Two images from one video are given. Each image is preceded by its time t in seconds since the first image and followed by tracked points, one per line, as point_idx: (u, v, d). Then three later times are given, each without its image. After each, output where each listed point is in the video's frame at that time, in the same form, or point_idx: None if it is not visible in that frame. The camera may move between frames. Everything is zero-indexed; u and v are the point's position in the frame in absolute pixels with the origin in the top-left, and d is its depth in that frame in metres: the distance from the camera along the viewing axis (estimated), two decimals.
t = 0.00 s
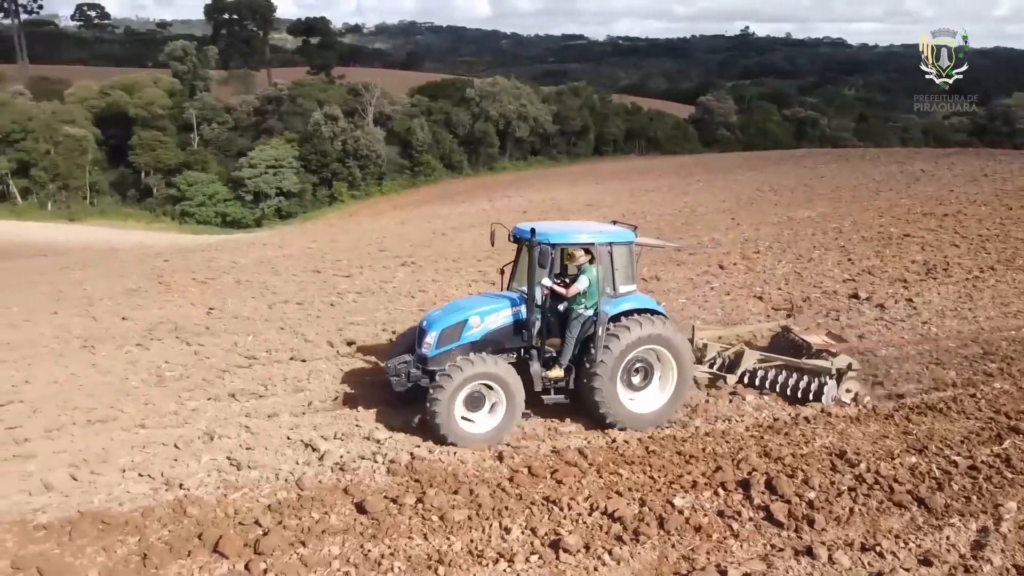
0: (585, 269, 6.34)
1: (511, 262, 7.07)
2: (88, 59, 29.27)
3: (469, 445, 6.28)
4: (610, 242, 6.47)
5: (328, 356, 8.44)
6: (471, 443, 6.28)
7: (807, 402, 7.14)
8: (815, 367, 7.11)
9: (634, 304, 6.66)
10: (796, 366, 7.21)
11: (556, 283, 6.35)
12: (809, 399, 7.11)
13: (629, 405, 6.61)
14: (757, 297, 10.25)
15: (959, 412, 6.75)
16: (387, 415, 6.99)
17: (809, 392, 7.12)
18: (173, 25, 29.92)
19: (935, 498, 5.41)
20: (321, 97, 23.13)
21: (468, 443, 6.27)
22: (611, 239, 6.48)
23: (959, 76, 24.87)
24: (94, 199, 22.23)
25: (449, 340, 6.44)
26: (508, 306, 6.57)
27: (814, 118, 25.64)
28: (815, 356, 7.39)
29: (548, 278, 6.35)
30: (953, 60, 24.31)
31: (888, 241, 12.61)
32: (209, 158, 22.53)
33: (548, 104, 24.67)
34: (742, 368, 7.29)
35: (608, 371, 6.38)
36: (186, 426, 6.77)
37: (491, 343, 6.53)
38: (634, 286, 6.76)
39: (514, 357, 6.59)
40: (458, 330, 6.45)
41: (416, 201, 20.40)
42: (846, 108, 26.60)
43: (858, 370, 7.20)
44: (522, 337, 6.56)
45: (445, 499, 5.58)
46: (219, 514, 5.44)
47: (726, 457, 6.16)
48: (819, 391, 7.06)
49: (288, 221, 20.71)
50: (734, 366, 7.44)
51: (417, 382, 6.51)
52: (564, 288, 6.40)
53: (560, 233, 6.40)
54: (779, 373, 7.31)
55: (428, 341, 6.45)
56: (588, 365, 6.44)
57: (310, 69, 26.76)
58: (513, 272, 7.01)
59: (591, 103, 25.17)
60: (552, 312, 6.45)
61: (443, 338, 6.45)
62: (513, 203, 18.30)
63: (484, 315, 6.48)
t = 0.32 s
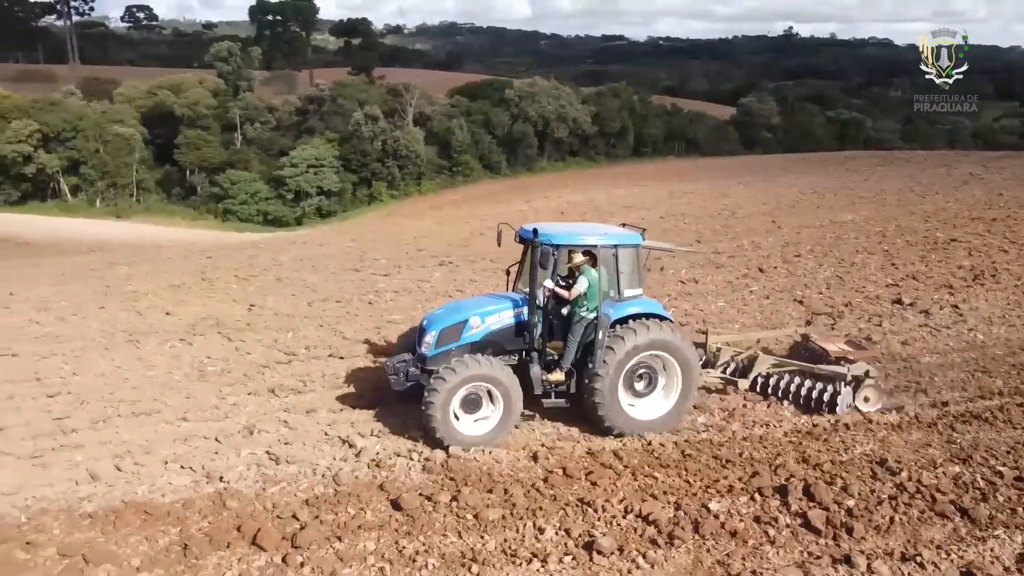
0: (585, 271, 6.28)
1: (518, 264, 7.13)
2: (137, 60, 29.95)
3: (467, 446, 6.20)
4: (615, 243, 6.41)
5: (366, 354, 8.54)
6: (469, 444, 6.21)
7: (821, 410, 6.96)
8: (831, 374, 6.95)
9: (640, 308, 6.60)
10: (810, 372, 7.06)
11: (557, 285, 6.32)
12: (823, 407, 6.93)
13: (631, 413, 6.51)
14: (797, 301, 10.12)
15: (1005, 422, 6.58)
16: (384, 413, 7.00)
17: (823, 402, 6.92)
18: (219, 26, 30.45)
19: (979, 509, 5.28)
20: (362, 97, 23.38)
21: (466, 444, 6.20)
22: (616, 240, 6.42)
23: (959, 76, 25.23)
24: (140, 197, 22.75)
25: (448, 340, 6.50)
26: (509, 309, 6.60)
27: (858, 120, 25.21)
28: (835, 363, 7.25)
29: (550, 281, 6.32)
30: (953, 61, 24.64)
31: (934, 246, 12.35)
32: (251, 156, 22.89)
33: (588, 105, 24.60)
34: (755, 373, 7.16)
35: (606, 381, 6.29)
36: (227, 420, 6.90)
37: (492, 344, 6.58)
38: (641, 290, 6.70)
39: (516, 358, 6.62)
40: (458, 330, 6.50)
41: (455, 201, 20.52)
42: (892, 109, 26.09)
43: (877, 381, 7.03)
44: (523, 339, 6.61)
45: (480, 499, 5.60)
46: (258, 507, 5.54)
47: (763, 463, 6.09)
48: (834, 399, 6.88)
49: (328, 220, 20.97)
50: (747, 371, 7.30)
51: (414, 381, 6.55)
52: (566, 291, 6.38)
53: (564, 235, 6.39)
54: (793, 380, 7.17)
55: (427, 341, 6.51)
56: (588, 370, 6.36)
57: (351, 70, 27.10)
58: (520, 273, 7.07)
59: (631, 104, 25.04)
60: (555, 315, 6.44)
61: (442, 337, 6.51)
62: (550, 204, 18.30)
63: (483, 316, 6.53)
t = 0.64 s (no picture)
0: (584, 272, 6.20)
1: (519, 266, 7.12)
2: (182, 60, 30.58)
3: (472, 450, 6.23)
4: (615, 244, 6.33)
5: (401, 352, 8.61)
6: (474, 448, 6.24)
7: (832, 420, 6.85)
8: (843, 384, 6.85)
9: (641, 310, 6.55)
10: (822, 382, 6.95)
11: (557, 287, 6.25)
12: (834, 418, 6.82)
13: (634, 419, 6.47)
14: (838, 306, 9.96)
15: None
16: (383, 415, 7.02)
17: (833, 412, 6.82)
18: (263, 27, 30.91)
19: None
20: (402, 97, 23.55)
21: (470, 448, 6.22)
22: (616, 242, 6.34)
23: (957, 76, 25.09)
24: (184, 194, 23.19)
25: (446, 342, 6.51)
26: (507, 312, 6.61)
27: (904, 122, 24.73)
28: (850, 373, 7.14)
29: (549, 283, 6.26)
30: (953, 61, 24.59)
31: (981, 251, 12.07)
32: (292, 156, 23.17)
33: (627, 106, 24.48)
34: (765, 382, 7.06)
35: (604, 390, 6.27)
36: (266, 415, 7.03)
37: (490, 346, 6.61)
38: (643, 293, 6.65)
39: (515, 361, 6.63)
40: (455, 332, 6.51)
41: (493, 201, 20.59)
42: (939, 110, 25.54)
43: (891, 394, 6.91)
44: (522, 342, 6.61)
45: (514, 498, 5.62)
46: (296, 501, 5.62)
47: (801, 469, 6.01)
48: (845, 409, 6.77)
49: (367, 219, 21.18)
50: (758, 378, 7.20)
51: (413, 382, 6.57)
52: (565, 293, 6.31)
53: (564, 236, 6.31)
54: (805, 390, 7.06)
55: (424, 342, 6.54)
56: (587, 374, 6.34)
57: (392, 70, 27.35)
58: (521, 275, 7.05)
59: (671, 105, 24.87)
60: (554, 317, 6.37)
61: (440, 339, 6.52)
62: (587, 205, 18.27)
63: (481, 318, 6.53)
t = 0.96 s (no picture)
0: (580, 272, 6.16)
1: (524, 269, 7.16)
2: (229, 61, 31.17)
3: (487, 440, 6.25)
4: (614, 245, 6.31)
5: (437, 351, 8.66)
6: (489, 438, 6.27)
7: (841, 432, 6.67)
8: (851, 394, 6.66)
9: (643, 313, 6.48)
10: (832, 391, 6.81)
11: (554, 288, 6.25)
12: (843, 429, 6.64)
13: (636, 423, 6.40)
14: (883, 312, 9.75)
15: None
16: (382, 414, 7.07)
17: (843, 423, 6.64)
18: (308, 28, 31.32)
19: None
20: (443, 98, 23.67)
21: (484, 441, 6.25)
22: (616, 243, 6.31)
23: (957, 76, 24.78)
24: (229, 192, 23.60)
25: (443, 340, 6.57)
26: (506, 312, 6.64)
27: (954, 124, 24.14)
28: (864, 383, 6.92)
29: (546, 283, 6.26)
30: (954, 61, 24.06)
31: None
32: (334, 155, 23.40)
33: (668, 107, 24.29)
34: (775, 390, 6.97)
35: (598, 407, 6.23)
36: (306, 411, 7.12)
37: (487, 347, 6.60)
38: (646, 296, 6.58)
39: (513, 362, 6.59)
40: (452, 331, 6.57)
41: (533, 202, 20.59)
42: (991, 112, 24.85)
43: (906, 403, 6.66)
44: (520, 343, 6.60)
45: (549, 500, 5.62)
46: (334, 497, 5.68)
47: (841, 477, 5.90)
48: (854, 420, 6.58)
49: (408, 219, 21.32)
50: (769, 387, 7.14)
51: (409, 381, 6.66)
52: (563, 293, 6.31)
53: (563, 236, 6.30)
54: (816, 400, 6.90)
55: (422, 341, 6.60)
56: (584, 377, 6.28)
57: (433, 70, 27.55)
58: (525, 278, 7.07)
59: (713, 106, 24.62)
60: (552, 319, 6.36)
61: (437, 338, 6.58)
62: (627, 207, 18.16)
63: (478, 318, 6.58)
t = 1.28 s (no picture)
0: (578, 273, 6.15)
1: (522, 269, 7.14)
2: (272, 61, 31.66)
3: (500, 413, 6.18)
4: (616, 245, 6.25)
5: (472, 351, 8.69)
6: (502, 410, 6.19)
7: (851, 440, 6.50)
8: (859, 400, 6.52)
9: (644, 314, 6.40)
10: (841, 396, 6.68)
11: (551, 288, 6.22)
12: (852, 437, 6.48)
13: (651, 425, 6.36)
14: (928, 319, 9.54)
15: None
16: (382, 412, 7.08)
17: (852, 429, 6.49)
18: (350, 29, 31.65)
19: None
20: (482, 99, 23.75)
21: (498, 416, 6.19)
22: (616, 242, 6.25)
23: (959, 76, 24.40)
24: (271, 191, 23.92)
25: (440, 341, 6.54)
26: (503, 312, 6.61)
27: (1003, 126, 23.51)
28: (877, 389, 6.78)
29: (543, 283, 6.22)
30: (953, 61, 23.53)
31: None
32: (373, 154, 23.60)
33: (709, 108, 24.05)
34: (783, 395, 6.86)
35: (605, 438, 6.26)
36: (343, 408, 7.19)
37: (484, 347, 6.58)
38: (645, 297, 6.50)
39: (511, 363, 6.57)
40: (451, 331, 6.54)
41: (570, 203, 20.56)
42: None
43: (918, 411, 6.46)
44: (517, 344, 6.57)
45: (584, 502, 5.60)
46: (370, 494, 5.73)
47: (882, 486, 5.78)
48: (863, 427, 6.41)
49: (446, 218, 21.41)
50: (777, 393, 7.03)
51: (407, 381, 6.59)
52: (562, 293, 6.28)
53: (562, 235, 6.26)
54: (826, 406, 6.75)
55: (419, 341, 6.56)
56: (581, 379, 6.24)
57: (473, 71, 27.67)
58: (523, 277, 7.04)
59: (754, 107, 24.32)
60: (550, 319, 6.33)
61: (435, 338, 6.56)
62: (665, 209, 18.02)
63: (476, 318, 6.55)
